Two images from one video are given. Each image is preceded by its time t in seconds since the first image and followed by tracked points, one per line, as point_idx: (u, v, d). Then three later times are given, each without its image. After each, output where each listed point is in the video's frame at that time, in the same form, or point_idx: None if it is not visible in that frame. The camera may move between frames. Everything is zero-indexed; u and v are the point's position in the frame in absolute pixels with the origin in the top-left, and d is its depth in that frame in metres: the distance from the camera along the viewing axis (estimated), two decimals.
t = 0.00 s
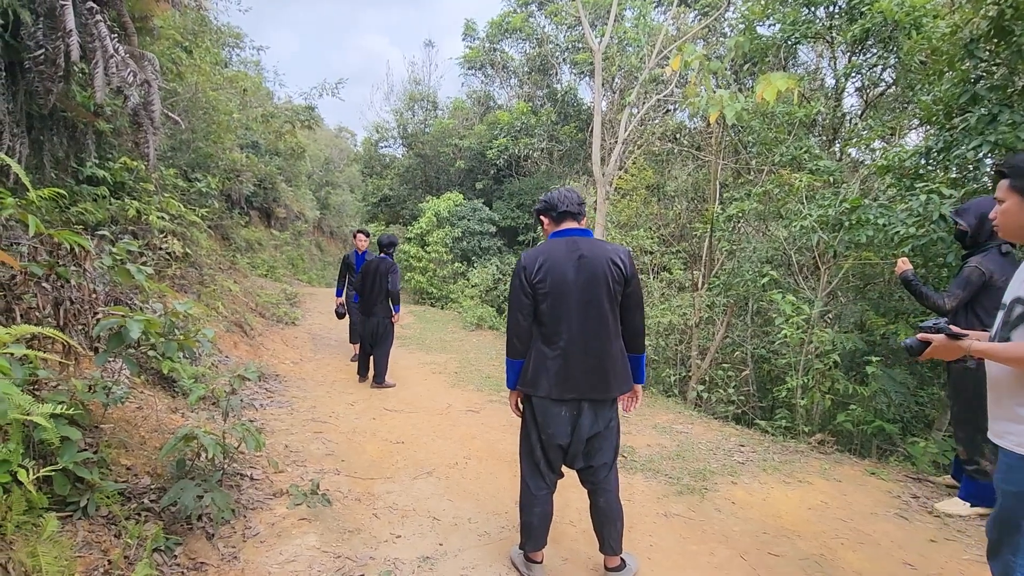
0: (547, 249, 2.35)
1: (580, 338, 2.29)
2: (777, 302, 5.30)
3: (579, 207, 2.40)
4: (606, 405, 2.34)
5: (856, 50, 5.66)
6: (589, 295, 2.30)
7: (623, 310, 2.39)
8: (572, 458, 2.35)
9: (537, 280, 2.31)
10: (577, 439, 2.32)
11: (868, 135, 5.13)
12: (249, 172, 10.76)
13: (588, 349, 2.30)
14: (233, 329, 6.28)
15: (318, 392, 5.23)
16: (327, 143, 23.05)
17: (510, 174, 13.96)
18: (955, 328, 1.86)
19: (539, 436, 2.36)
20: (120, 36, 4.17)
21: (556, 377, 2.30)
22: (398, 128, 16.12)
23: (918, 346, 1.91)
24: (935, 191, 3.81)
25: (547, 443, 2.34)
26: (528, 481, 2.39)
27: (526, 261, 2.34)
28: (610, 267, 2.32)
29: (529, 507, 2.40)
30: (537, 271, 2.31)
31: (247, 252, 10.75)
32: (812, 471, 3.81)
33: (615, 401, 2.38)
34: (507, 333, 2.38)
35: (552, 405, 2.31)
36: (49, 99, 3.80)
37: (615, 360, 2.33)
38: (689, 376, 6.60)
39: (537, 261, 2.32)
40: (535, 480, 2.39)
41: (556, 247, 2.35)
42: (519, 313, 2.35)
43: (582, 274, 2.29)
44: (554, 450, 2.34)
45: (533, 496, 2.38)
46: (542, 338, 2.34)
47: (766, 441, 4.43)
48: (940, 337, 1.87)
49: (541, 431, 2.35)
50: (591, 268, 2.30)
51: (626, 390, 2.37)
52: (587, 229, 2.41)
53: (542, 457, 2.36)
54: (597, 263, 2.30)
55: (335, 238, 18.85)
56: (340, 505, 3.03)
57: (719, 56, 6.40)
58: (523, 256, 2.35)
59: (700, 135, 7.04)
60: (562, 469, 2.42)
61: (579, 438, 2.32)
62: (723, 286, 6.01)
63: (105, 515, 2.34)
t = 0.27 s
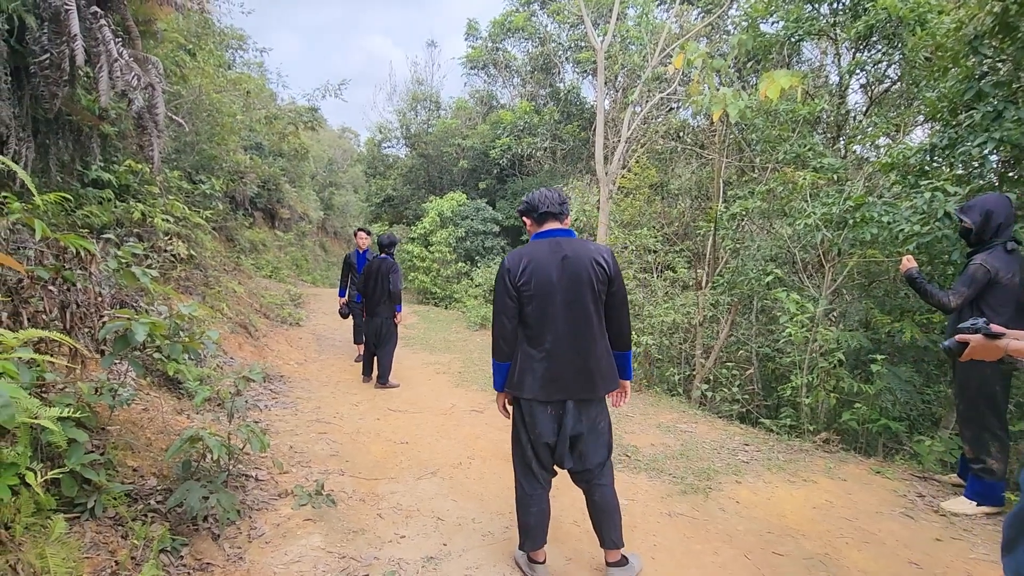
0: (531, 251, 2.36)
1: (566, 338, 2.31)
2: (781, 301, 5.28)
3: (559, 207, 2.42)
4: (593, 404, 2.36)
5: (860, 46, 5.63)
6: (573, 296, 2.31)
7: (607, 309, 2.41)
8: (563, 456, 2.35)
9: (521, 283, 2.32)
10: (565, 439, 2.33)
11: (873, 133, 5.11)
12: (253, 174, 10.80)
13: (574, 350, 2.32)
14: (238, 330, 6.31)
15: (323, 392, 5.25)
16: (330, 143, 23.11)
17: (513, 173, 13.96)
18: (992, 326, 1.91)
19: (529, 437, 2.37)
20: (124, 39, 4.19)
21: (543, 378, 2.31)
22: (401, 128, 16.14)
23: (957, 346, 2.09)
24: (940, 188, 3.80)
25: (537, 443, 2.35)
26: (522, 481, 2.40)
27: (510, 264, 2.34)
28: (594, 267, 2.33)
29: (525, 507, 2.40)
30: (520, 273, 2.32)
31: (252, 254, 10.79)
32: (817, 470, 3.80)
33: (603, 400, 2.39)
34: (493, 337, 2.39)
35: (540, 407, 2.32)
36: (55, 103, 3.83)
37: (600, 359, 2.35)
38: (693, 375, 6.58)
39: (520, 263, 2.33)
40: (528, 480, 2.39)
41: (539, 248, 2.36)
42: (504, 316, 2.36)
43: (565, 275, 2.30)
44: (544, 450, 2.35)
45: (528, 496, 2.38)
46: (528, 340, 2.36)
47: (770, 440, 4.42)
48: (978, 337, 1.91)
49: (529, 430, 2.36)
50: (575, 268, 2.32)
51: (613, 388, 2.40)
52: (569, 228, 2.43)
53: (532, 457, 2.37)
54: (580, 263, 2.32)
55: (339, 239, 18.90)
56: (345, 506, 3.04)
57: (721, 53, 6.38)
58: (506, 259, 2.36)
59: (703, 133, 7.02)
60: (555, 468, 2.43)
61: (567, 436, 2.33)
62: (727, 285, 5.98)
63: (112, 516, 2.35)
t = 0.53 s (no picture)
0: (525, 248, 2.40)
1: (554, 337, 2.37)
2: (787, 299, 5.26)
3: (553, 205, 2.46)
4: (578, 402, 2.45)
5: (865, 43, 5.59)
6: (564, 295, 2.37)
7: (596, 309, 2.49)
8: (557, 454, 2.42)
9: (512, 280, 2.36)
10: (558, 437, 2.42)
11: (879, 130, 5.09)
12: (258, 175, 10.84)
13: (562, 348, 2.38)
14: (243, 330, 6.34)
15: (328, 392, 5.27)
16: (334, 144, 23.18)
17: (517, 173, 13.96)
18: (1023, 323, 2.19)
19: (522, 437, 2.42)
20: (129, 42, 4.21)
21: (530, 376, 2.37)
22: (405, 128, 16.15)
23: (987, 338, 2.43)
24: (946, 185, 3.77)
25: (531, 442, 2.40)
26: (518, 480, 2.43)
27: (503, 260, 2.38)
28: (585, 267, 2.40)
29: (523, 506, 2.42)
30: (513, 270, 2.36)
31: (257, 254, 10.83)
32: (823, 469, 3.78)
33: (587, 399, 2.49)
34: (480, 331, 2.42)
35: (530, 404, 2.38)
36: (61, 105, 3.85)
37: (586, 358, 2.43)
38: (698, 374, 6.56)
39: (513, 259, 2.37)
40: (524, 479, 2.42)
41: (533, 246, 2.41)
42: (493, 312, 2.40)
43: (558, 273, 2.36)
44: (538, 449, 2.41)
45: (526, 495, 2.41)
46: (516, 337, 2.41)
47: (775, 439, 4.41)
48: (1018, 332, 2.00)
49: (523, 430, 2.41)
50: (568, 268, 2.38)
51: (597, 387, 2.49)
52: (563, 226, 2.48)
53: (527, 456, 2.41)
54: (573, 263, 2.38)
55: (344, 239, 18.94)
56: (350, 505, 3.05)
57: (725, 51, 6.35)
58: (499, 255, 2.39)
59: (708, 131, 7.00)
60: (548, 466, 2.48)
61: (559, 435, 2.42)
62: (732, 283, 5.95)
63: (119, 515, 2.37)
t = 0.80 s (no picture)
0: (525, 251, 2.41)
1: (557, 339, 2.38)
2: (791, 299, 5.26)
3: (553, 207, 2.47)
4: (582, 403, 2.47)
5: (869, 42, 5.57)
6: (565, 297, 2.38)
7: (597, 310, 2.51)
8: (561, 455, 2.45)
9: (513, 283, 2.37)
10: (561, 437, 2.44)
11: (883, 129, 5.08)
12: (262, 176, 10.89)
13: (564, 350, 2.39)
14: (248, 331, 6.37)
15: (333, 393, 5.29)
16: (338, 145, 23.25)
17: (521, 173, 13.97)
18: None
19: (527, 438, 2.42)
20: (135, 45, 4.23)
21: (533, 378, 2.38)
22: (409, 129, 16.18)
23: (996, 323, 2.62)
24: (951, 184, 3.76)
25: (536, 443, 2.40)
26: (523, 481, 2.42)
27: (503, 263, 2.39)
28: (585, 268, 2.41)
29: (529, 507, 2.41)
30: (513, 273, 2.37)
31: (262, 255, 10.88)
32: (828, 469, 3.77)
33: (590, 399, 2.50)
34: (482, 335, 2.44)
35: (533, 406, 2.39)
36: (69, 109, 3.89)
37: (587, 359, 2.45)
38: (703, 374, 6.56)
39: (514, 263, 2.38)
40: (530, 480, 2.42)
41: (533, 248, 2.42)
42: (495, 316, 2.41)
43: (558, 275, 2.37)
44: (542, 449, 2.41)
45: (532, 495, 2.40)
46: (518, 340, 2.42)
47: (781, 439, 4.40)
48: None
49: (528, 432, 2.41)
50: (568, 269, 2.39)
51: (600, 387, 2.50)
52: (562, 228, 2.49)
53: (533, 457, 2.41)
54: (573, 265, 2.39)
55: (348, 240, 19.00)
56: (356, 505, 3.07)
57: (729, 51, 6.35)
58: (500, 258, 2.40)
59: (712, 131, 6.99)
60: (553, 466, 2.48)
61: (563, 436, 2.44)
62: (737, 283, 5.94)
63: (127, 515, 2.39)
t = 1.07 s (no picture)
0: (531, 250, 2.39)
1: (563, 338, 2.39)
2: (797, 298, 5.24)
3: (557, 206, 2.46)
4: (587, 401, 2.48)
5: (875, 39, 5.54)
6: (572, 297, 2.38)
7: (602, 309, 2.50)
8: (567, 453, 2.44)
9: (520, 282, 2.35)
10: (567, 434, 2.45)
11: (889, 127, 5.05)
12: (266, 177, 10.91)
13: (570, 349, 2.40)
14: (253, 331, 6.38)
15: (337, 393, 5.29)
16: (342, 145, 23.30)
17: (524, 173, 13.96)
18: None
19: (534, 436, 2.41)
20: (140, 46, 4.24)
21: (540, 378, 2.38)
22: (412, 129, 16.18)
23: (1005, 319, 2.75)
24: (958, 183, 3.74)
25: (544, 441, 2.39)
26: (529, 480, 2.41)
27: (510, 262, 2.37)
28: (592, 268, 2.41)
29: (535, 506, 2.40)
30: (520, 273, 2.35)
31: (265, 256, 10.90)
32: (835, 470, 3.76)
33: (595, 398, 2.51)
34: (489, 335, 2.42)
35: (540, 405, 2.39)
36: (73, 110, 3.90)
37: (593, 359, 2.45)
38: (708, 374, 6.54)
39: (520, 262, 2.36)
40: (536, 478, 2.41)
41: (539, 247, 2.40)
42: (501, 315, 2.39)
43: (565, 275, 2.36)
44: (549, 447, 2.40)
45: (538, 494, 2.39)
46: (525, 340, 2.40)
47: (786, 439, 4.38)
48: None
49: (534, 431, 2.40)
50: (575, 269, 2.38)
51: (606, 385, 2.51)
52: (566, 227, 2.48)
53: (540, 456, 2.40)
54: (580, 265, 2.39)
55: (351, 240, 19.02)
56: (361, 505, 3.07)
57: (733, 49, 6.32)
58: (507, 258, 2.38)
59: (716, 130, 6.97)
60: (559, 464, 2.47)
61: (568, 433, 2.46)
62: (741, 283, 5.91)
63: (133, 515, 2.39)
